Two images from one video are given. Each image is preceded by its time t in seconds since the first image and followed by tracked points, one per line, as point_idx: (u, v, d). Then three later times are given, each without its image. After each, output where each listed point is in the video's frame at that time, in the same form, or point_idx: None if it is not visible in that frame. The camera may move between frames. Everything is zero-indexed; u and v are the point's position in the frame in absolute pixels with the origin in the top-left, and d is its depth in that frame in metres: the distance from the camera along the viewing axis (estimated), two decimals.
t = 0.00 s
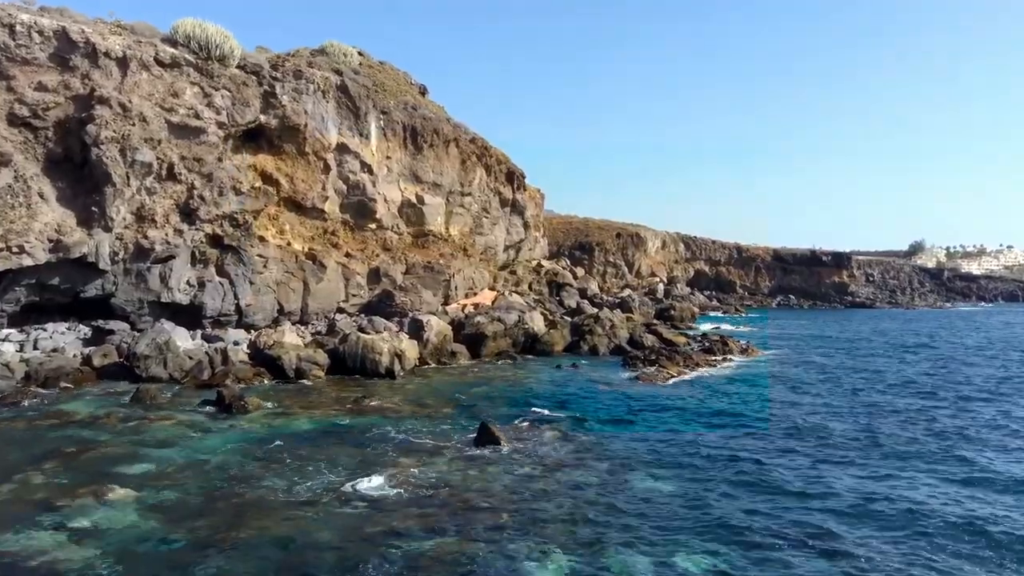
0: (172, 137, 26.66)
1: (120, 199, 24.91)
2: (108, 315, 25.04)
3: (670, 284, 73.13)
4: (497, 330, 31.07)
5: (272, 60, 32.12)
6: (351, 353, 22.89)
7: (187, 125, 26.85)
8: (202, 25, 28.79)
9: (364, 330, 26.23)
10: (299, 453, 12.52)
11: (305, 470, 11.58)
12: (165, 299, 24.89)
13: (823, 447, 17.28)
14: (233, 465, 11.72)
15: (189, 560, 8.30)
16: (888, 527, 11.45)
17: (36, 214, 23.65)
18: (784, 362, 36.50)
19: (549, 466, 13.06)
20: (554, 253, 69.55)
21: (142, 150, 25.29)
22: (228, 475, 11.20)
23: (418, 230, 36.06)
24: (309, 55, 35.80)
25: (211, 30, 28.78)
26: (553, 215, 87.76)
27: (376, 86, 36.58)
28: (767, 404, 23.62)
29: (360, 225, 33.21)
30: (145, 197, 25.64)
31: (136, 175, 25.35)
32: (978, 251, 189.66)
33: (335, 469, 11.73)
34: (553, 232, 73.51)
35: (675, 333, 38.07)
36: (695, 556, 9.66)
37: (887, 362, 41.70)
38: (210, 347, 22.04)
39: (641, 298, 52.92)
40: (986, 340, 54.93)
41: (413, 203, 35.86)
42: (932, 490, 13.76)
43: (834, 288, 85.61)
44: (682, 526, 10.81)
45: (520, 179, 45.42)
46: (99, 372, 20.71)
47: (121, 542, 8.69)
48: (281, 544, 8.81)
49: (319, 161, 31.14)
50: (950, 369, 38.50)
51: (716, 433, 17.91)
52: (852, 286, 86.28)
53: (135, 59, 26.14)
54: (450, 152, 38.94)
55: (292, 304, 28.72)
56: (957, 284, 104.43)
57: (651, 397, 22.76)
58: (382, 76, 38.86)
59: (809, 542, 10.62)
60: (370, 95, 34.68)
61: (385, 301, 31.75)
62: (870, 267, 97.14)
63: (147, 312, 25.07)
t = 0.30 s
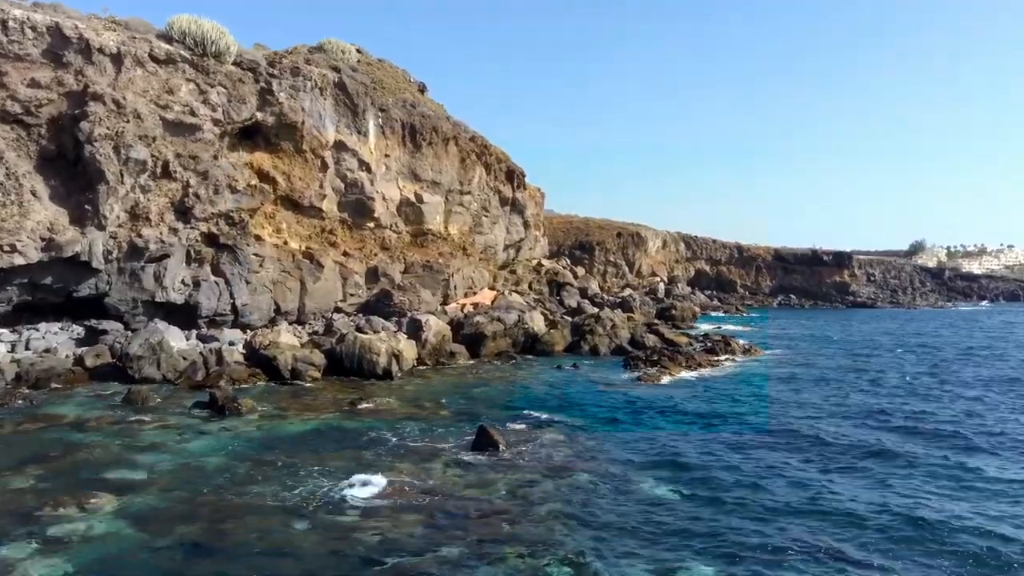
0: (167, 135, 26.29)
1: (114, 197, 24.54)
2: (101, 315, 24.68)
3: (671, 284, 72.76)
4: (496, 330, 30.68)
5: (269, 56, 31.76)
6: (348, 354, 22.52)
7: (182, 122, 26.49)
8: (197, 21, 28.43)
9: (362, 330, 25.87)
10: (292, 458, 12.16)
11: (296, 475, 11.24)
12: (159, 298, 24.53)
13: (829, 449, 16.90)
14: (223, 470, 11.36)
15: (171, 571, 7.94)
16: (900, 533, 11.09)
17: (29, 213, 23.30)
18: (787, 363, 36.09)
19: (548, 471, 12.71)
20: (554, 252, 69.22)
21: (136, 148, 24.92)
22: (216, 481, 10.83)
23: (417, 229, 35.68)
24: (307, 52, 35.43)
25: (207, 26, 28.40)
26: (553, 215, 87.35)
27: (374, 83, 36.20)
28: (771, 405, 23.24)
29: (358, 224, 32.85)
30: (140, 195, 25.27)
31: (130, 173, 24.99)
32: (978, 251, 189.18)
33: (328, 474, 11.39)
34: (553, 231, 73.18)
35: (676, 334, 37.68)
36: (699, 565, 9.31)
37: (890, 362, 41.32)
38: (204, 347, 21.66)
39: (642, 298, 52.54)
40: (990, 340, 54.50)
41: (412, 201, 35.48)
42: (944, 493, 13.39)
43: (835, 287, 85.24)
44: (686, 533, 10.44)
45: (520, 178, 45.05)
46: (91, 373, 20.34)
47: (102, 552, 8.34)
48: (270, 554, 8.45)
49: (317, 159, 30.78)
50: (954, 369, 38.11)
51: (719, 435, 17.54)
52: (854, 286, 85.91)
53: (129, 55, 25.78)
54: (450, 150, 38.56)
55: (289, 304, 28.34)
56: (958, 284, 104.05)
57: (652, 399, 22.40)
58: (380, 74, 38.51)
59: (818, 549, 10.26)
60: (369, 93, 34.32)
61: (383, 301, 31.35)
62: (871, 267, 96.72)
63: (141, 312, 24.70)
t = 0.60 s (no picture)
0: (162, 132, 25.93)
1: (108, 195, 24.17)
2: (95, 315, 24.32)
3: (672, 283, 72.39)
4: (496, 330, 30.31)
5: (266, 54, 31.40)
6: (344, 355, 22.15)
7: (177, 120, 26.14)
8: (193, 18, 28.05)
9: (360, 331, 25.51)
10: (284, 463, 11.81)
11: (287, 482, 10.88)
12: (153, 298, 24.17)
13: (836, 452, 16.53)
14: (212, 476, 11.00)
15: None
16: (912, 541, 10.72)
17: (21, 211, 22.96)
18: (789, 364, 35.72)
19: (548, 477, 12.35)
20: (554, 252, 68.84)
21: (131, 146, 24.56)
22: (204, 488, 10.47)
23: (416, 228, 35.31)
24: (305, 50, 35.06)
25: (203, 22, 28.03)
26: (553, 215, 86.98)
27: (373, 81, 35.82)
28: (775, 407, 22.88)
29: (356, 223, 32.48)
30: (134, 193, 24.89)
31: (124, 171, 24.62)
32: (979, 251, 188.71)
33: (320, 479, 11.03)
34: (553, 231, 72.82)
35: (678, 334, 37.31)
36: None
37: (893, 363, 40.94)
38: (198, 348, 21.29)
39: (643, 298, 52.17)
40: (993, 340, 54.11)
41: (411, 200, 35.12)
42: (955, 499, 13.02)
43: (836, 288, 84.87)
44: (690, 543, 10.08)
45: (520, 177, 44.68)
46: (83, 374, 19.98)
47: (84, 563, 7.98)
48: (259, 566, 8.09)
49: (314, 157, 30.43)
50: (959, 370, 37.72)
51: (723, 438, 17.18)
52: (855, 286, 85.52)
53: (124, 52, 25.41)
54: (449, 149, 38.21)
55: (286, 304, 27.97)
56: (959, 284, 103.67)
57: (654, 401, 22.04)
58: (379, 72, 38.13)
59: (827, 559, 9.90)
60: (367, 90, 33.95)
61: (381, 301, 30.97)
62: (873, 267, 96.29)
63: (135, 312, 24.33)
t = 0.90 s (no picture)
0: (157, 130, 25.56)
1: (101, 194, 23.80)
2: (89, 315, 23.97)
3: (672, 284, 72.02)
4: (495, 330, 29.94)
5: (263, 51, 31.02)
6: (341, 356, 21.78)
7: (173, 118, 25.77)
8: (188, 14, 27.67)
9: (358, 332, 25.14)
10: (276, 469, 11.45)
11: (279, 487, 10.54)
12: (148, 299, 23.81)
13: (843, 454, 16.17)
14: (201, 482, 10.66)
15: None
16: (925, 550, 10.35)
17: (13, 210, 22.62)
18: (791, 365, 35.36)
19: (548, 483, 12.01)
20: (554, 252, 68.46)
21: (125, 143, 24.18)
22: (192, 494, 10.13)
23: (415, 228, 34.95)
24: (303, 47, 34.70)
25: (199, 19, 27.65)
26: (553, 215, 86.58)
27: (372, 79, 35.44)
28: (779, 410, 22.52)
29: (354, 223, 32.12)
30: (128, 191, 24.49)
31: (118, 169, 24.24)
32: (980, 252, 188.28)
33: (313, 485, 10.69)
34: (554, 231, 72.47)
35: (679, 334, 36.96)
36: None
37: (896, 363, 40.58)
38: (193, 349, 20.92)
39: (644, 298, 51.84)
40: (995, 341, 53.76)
41: (410, 200, 34.77)
42: (967, 502, 12.67)
43: (837, 288, 84.49)
44: (695, 551, 9.74)
45: (520, 176, 44.31)
46: (74, 376, 19.62)
47: None
48: None
49: (312, 156, 30.06)
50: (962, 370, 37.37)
51: (727, 442, 16.82)
52: (856, 286, 85.17)
53: (118, 48, 25.02)
54: (448, 148, 37.85)
55: (283, 305, 27.61)
56: (960, 284, 103.33)
57: (656, 404, 21.70)
58: (378, 70, 37.75)
59: (836, 567, 9.56)
60: (366, 88, 33.57)
61: (380, 301, 30.63)
62: (874, 267, 95.93)
63: (130, 313, 23.97)
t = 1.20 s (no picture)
0: (152, 128, 25.16)
1: (94, 192, 23.42)
2: (82, 315, 23.62)
3: (673, 284, 71.64)
4: (495, 331, 29.57)
5: (260, 48, 30.63)
6: (338, 357, 21.40)
7: (168, 115, 25.38)
8: (184, 10, 27.29)
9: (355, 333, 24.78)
10: (268, 473, 11.09)
11: (269, 493, 10.19)
12: (142, 299, 23.44)
13: (850, 457, 15.80)
14: (189, 488, 10.31)
15: None
16: (938, 556, 10.00)
17: (5, 208, 22.26)
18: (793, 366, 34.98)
19: (548, 488, 11.65)
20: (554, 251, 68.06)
21: (119, 141, 23.78)
22: (179, 501, 9.78)
23: (414, 227, 34.57)
24: (301, 44, 34.32)
25: (194, 15, 27.27)
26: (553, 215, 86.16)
27: (370, 76, 35.05)
28: (783, 411, 22.16)
29: (352, 222, 31.74)
30: (122, 189, 24.09)
31: (111, 167, 23.83)
32: (980, 251, 187.85)
33: (305, 491, 10.34)
34: (553, 231, 72.11)
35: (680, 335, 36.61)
36: None
37: (899, 364, 40.19)
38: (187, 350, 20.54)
39: (645, 297, 51.50)
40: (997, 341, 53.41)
41: (409, 198, 34.40)
42: (979, 506, 12.31)
43: (838, 288, 84.06)
44: (699, 560, 9.38)
45: (520, 175, 43.92)
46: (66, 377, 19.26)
47: None
48: None
49: (309, 154, 29.67)
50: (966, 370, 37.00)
51: (731, 445, 16.46)
52: (857, 285, 84.78)
53: (112, 45, 24.64)
54: (447, 146, 37.47)
55: (280, 305, 27.28)
56: (962, 284, 102.97)
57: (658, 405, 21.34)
58: (376, 68, 37.39)
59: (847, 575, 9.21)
60: (364, 86, 33.19)
61: (377, 301, 30.31)
62: (875, 267, 95.55)
63: (123, 313, 23.61)
